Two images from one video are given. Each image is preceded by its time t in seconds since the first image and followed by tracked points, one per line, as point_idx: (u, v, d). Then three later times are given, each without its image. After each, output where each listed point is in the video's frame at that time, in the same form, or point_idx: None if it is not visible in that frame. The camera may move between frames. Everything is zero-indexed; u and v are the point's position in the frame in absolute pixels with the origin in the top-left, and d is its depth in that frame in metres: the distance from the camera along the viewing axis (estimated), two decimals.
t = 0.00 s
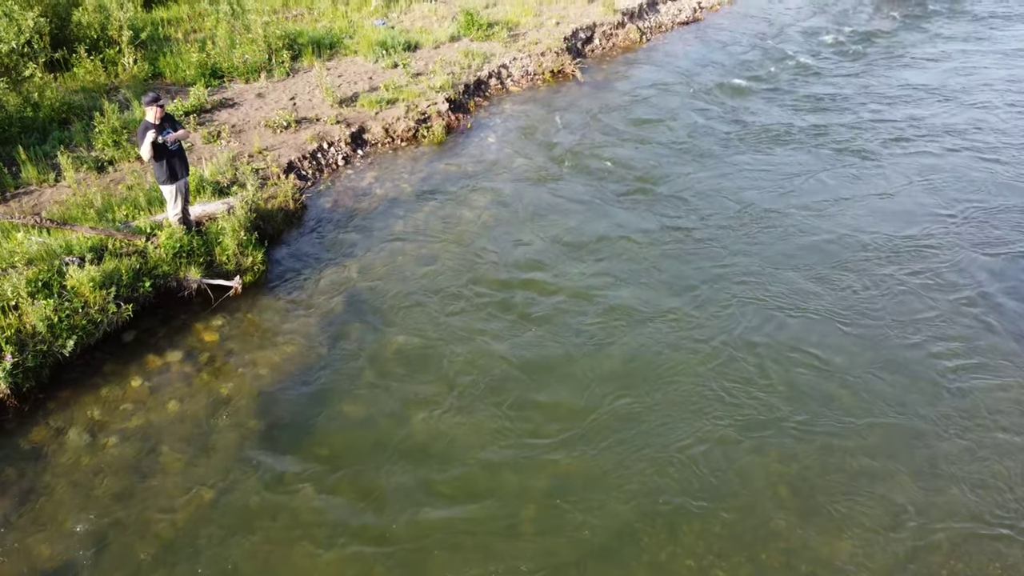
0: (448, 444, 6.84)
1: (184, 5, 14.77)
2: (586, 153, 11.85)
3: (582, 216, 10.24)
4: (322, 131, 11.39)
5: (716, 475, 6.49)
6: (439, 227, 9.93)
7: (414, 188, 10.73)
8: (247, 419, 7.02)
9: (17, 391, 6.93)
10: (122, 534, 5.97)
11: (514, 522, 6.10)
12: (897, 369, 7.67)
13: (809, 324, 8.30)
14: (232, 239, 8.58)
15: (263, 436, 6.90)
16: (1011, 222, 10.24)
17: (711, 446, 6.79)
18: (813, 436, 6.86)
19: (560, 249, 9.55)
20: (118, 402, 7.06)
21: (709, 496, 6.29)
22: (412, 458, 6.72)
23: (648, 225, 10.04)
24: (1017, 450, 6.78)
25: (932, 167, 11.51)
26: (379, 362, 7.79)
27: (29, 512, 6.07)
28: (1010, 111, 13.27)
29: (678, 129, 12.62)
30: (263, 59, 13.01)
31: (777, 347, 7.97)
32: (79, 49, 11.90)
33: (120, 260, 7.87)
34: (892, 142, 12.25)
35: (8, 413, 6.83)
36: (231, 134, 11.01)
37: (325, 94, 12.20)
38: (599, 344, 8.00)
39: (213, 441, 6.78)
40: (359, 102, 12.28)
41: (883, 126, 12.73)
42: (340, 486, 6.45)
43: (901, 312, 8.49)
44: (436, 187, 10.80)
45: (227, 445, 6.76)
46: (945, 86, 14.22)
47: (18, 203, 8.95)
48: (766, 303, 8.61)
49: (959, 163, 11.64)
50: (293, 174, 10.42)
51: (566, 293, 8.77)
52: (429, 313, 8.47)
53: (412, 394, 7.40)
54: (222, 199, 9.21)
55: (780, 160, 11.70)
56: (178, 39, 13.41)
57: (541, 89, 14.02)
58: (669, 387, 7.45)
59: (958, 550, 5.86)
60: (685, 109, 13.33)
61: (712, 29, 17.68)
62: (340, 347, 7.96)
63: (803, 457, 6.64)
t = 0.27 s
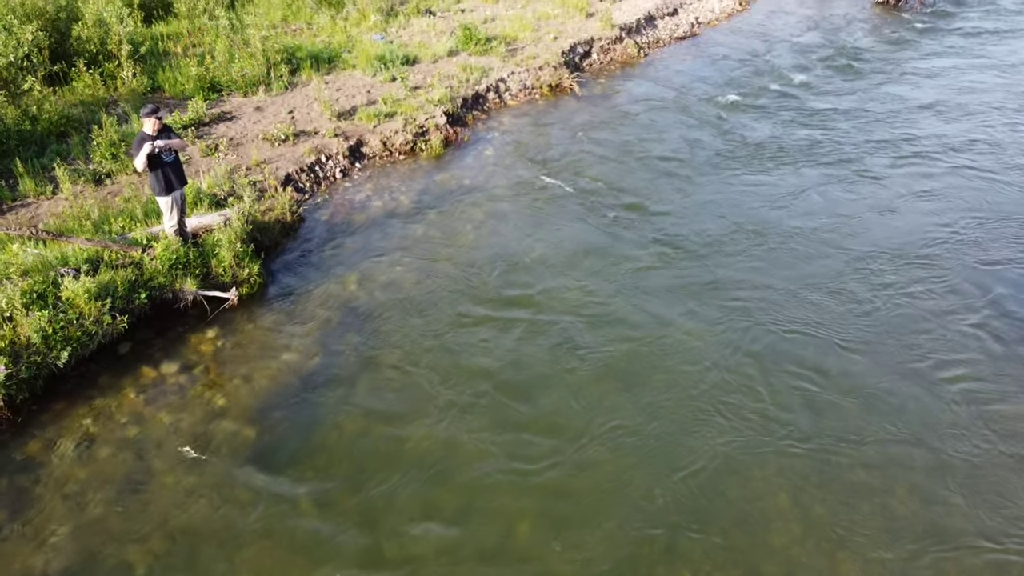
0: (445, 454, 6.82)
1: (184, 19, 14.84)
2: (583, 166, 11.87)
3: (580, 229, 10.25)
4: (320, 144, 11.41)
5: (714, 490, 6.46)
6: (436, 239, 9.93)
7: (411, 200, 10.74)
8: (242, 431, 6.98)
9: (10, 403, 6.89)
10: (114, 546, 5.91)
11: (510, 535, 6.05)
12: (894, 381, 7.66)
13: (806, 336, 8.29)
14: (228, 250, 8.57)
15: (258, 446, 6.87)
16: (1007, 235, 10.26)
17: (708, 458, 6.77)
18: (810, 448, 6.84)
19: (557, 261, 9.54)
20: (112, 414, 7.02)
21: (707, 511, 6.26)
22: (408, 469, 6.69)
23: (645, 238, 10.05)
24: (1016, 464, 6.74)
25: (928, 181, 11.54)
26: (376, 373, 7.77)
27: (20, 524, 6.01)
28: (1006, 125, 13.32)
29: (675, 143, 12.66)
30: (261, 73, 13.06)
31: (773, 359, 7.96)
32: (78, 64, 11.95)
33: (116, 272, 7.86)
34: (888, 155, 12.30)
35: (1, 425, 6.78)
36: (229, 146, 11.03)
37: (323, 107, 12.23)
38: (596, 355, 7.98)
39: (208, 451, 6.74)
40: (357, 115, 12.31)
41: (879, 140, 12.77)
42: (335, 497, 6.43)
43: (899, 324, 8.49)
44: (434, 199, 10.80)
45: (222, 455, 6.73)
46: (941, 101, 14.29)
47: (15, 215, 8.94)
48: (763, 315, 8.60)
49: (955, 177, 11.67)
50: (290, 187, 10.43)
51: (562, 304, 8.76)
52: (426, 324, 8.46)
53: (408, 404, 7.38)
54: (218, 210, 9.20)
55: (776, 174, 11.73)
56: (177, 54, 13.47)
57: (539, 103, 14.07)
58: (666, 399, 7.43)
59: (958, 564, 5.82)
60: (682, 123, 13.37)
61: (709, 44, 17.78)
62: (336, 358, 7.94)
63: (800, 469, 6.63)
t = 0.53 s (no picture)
0: (438, 453, 6.82)
1: (181, 20, 14.84)
2: (579, 168, 11.88)
3: (575, 230, 10.25)
4: (316, 145, 11.41)
5: (708, 492, 6.46)
6: (432, 239, 9.93)
7: (407, 200, 10.73)
8: (235, 430, 6.96)
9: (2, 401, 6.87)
10: (106, 544, 5.88)
11: (504, 537, 6.04)
12: (887, 384, 7.68)
13: (800, 338, 8.30)
14: (223, 249, 8.56)
15: (252, 443, 6.85)
16: (1001, 238, 10.29)
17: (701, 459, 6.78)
18: (803, 452, 6.86)
19: (552, 262, 9.55)
20: (105, 412, 7.00)
21: (701, 513, 6.26)
22: (401, 467, 6.69)
23: (641, 239, 10.06)
24: (1007, 468, 6.77)
25: (923, 184, 11.57)
26: (370, 372, 7.76)
27: (12, 521, 6.00)
28: (1002, 128, 13.35)
29: (672, 145, 12.67)
30: (258, 74, 13.06)
31: (767, 360, 7.97)
32: (74, 64, 11.94)
33: (110, 270, 7.85)
34: (884, 158, 12.32)
35: None
36: (225, 146, 11.03)
37: (319, 108, 12.23)
38: (590, 355, 7.99)
39: (201, 449, 6.73)
40: (354, 116, 12.31)
41: (875, 143, 12.79)
42: (328, 494, 6.42)
43: (892, 326, 8.51)
44: (430, 200, 10.80)
45: (215, 452, 6.71)
46: (937, 104, 14.31)
47: (9, 214, 8.93)
48: (757, 316, 8.61)
49: (950, 180, 11.70)
50: (286, 187, 10.43)
51: (557, 304, 8.77)
52: (421, 323, 8.46)
53: (402, 403, 7.38)
54: (213, 210, 9.19)
55: (772, 176, 11.75)
56: (174, 54, 13.47)
57: (536, 104, 14.08)
58: (659, 400, 7.44)
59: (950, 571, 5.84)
60: (678, 125, 13.38)
61: (707, 46, 17.79)
62: (331, 357, 7.93)
63: (792, 472, 6.65)
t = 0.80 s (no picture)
0: (432, 448, 6.81)
1: (178, 17, 14.82)
2: (576, 165, 11.86)
3: (571, 227, 10.24)
4: (312, 141, 11.39)
5: (704, 490, 6.45)
6: (428, 236, 9.91)
7: (403, 197, 10.71)
8: (229, 425, 6.94)
9: None
10: (98, 540, 5.86)
11: (499, 535, 6.02)
12: (881, 381, 7.68)
13: (795, 335, 8.30)
14: (217, 245, 8.54)
15: (245, 438, 6.84)
16: (997, 236, 10.29)
17: (695, 456, 6.79)
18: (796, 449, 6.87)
19: (548, 259, 9.54)
20: (98, 407, 6.98)
21: (695, 510, 6.26)
22: (395, 462, 6.68)
23: (636, 236, 10.05)
24: (1001, 464, 6.77)
25: (919, 182, 11.57)
26: (365, 367, 7.75)
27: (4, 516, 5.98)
28: (998, 126, 13.35)
29: (669, 142, 12.66)
30: (254, 72, 13.04)
31: (762, 357, 7.97)
32: (70, 61, 11.92)
33: (103, 266, 7.83)
34: (880, 157, 12.33)
35: None
36: (221, 143, 11.01)
37: (316, 105, 12.20)
38: (585, 352, 7.98)
39: (195, 444, 6.71)
40: (350, 113, 12.29)
41: (871, 142, 12.79)
42: (322, 489, 6.41)
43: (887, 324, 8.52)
44: (426, 196, 10.78)
45: (209, 447, 6.70)
46: (933, 103, 14.31)
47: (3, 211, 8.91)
48: (752, 314, 8.62)
49: (946, 178, 11.71)
50: (281, 184, 10.41)
51: (553, 301, 8.76)
52: (415, 319, 8.44)
53: (396, 398, 7.37)
54: (208, 206, 9.17)
55: (768, 175, 11.75)
56: (170, 52, 13.45)
57: (533, 101, 14.06)
58: (654, 397, 7.44)
59: (947, 568, 5.82)
60: (675, 123, 13.36)
61: (704, 44, 17.78)
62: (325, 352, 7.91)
63: (786, 469, 6.66)
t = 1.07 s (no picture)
0: (425, 452, 6.80)
1: (175, 24, 14.85)
2: (572, 170, 11.87)
3: (567, 231, 10.24)
4: (308, 146, 11.39)
5: (698, 496, 6.42)
6: (423, 240, 9.91)
7: (399, 201, 10.71)
8: (221, 429, 6.92)
9: None
10: (89, 542, 5.84)
11: (491, 539, 6.00)
12: (874, 387, 7.70)
13: (788, 341, 8.31)
14: (211, 249, 8.54)
15: (238, 441, 6.82)
16: (991, 243, 10.32)
17: (687, 460, 6.78)
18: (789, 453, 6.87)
19: (543, 263, 9.54)
20: (90, 410, 6.96)
21: (688, 514, 6.25)
22: (388, 465, 6.66)
23: (631, 241, 10.06)
24: (993, 468, 6.78)
25: (913, 189, 11.60)
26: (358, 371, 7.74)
27: None
28: (993, 133, 13.40)
29: (665, 148, 12.68)
30: (251, 77, 13.05)
31: (755, 362, 7.98)
32: (67, 66, 11.92)
33: (97, 270, 7.82)
34: (875, 164, 12.36)
35: None
36: (217, 148, 11.02)
37: (312, 110, 12.21)
38: (579, 357, 7.98)
39: (187, 446, 6.70)
40: (346, 118, 12.30)
41: (866, 149, 12.83)
42: (314, 492, 6.39)
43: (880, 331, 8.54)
44: (421, 201, 10.78)
45: (201, 450, 6.68)
46: (928, 110, 14.36)
47: None
48: (746, 320, 8.63)
49: (941, 185, 11.74)
50: (277, 188, 10.41)
51: (547, 306, 8.77)
52: (410, 323, 8.43)
53: (390, 401, 7.36)
54: (202, 211, 9.17)
55: (763, 181, 11.77)
56: (167, 57, 13.47)
57: (529, 107, 14.08)
58: (647, 402, 7.44)
59: (941, 574, 5.79)
60: (671, 129, 13.39)
61: (701, 50, 17.81)
62: (319, 355, 7.90)
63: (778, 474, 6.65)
